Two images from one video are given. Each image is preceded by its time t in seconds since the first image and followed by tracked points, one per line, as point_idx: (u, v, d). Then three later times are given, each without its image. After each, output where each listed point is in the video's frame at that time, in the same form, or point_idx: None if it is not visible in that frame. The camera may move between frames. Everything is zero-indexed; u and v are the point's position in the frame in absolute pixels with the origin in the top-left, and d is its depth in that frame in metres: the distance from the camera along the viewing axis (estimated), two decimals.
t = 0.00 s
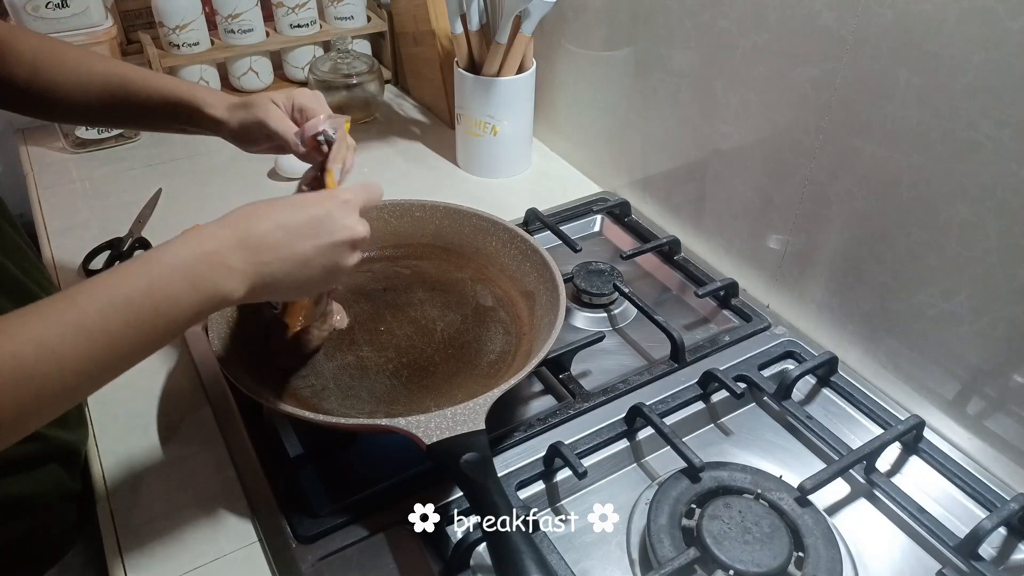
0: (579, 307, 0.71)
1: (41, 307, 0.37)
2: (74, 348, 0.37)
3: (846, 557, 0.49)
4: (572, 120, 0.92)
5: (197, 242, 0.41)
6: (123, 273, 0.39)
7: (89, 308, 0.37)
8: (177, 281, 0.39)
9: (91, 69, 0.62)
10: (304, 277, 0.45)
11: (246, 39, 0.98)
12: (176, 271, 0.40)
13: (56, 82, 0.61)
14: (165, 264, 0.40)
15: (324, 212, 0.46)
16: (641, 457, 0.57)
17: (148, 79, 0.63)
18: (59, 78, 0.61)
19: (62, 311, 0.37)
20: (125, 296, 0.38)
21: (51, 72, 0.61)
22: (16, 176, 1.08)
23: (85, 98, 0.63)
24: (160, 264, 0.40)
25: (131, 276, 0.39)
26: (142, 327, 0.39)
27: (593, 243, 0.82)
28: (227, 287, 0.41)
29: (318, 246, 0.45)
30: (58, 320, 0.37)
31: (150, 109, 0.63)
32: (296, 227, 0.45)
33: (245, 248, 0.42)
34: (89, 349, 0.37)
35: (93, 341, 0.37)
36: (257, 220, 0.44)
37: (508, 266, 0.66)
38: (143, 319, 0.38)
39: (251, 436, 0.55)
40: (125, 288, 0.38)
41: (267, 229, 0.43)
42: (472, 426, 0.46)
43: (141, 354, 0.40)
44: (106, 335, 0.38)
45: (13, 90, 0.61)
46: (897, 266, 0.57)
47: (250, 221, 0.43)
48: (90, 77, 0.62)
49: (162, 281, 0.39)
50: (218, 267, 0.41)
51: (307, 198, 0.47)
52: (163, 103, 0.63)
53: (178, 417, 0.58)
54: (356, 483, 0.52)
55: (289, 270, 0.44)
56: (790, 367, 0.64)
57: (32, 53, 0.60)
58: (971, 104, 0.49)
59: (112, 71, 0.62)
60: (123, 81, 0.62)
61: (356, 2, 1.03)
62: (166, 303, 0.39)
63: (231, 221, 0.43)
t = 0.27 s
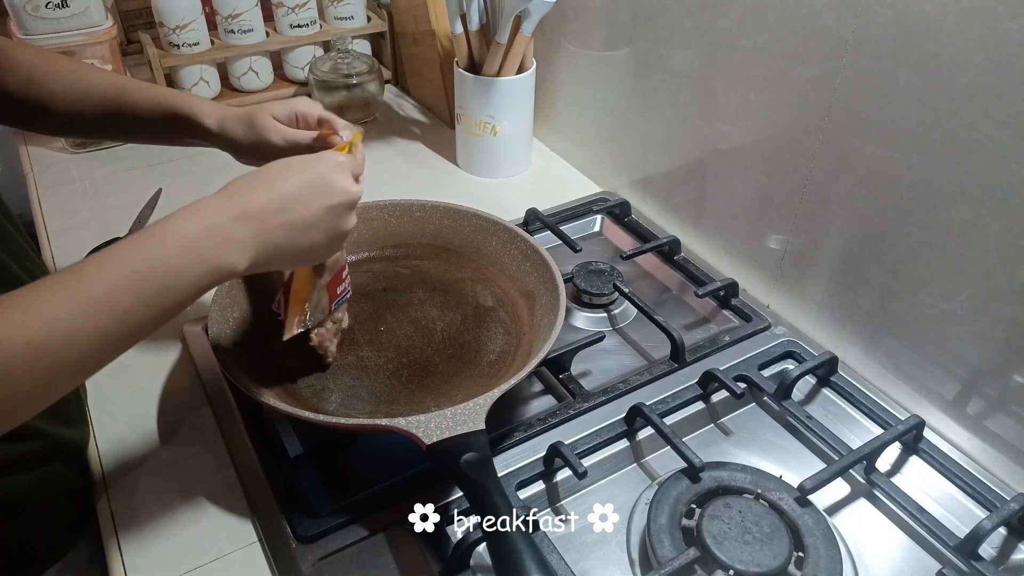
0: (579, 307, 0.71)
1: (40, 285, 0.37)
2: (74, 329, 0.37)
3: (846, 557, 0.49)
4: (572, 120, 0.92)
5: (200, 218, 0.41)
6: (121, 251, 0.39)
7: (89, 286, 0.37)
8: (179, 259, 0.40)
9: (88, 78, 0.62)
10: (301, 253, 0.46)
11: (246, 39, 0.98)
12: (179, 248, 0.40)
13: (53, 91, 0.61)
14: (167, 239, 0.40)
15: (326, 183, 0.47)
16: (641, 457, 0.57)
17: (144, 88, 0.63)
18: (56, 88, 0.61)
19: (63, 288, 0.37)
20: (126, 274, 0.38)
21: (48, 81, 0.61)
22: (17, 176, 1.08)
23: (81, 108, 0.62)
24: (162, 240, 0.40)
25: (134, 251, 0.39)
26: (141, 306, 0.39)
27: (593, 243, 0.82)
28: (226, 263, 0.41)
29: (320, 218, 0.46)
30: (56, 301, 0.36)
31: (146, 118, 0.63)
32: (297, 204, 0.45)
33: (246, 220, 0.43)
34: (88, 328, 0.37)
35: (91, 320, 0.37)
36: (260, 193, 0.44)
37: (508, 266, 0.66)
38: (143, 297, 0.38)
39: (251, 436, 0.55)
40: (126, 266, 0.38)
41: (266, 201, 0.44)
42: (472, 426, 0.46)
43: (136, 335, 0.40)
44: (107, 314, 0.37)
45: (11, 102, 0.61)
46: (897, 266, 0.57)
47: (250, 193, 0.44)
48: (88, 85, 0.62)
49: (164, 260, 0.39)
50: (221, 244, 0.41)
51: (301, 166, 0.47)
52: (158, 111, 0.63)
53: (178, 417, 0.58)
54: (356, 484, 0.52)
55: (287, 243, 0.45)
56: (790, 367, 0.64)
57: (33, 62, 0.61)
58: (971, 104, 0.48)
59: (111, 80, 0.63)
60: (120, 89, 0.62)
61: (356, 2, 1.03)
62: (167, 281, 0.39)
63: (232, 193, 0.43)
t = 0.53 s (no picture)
0: (579, 307, 0.71)
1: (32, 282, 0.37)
2: (76, 322, 0.36)
3: (846, 557, 0.49)
4: (571, 120, 0.92)
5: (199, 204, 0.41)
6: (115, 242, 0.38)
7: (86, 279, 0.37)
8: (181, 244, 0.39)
9: (93, 73, 0.62)
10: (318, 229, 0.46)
11: (246, 39, 0.98)
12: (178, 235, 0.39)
13: (60, 89, 0.61)
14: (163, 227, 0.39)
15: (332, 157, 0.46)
16: (641, 457, 0.57)
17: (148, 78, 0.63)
18: (62, 86, 0.61)
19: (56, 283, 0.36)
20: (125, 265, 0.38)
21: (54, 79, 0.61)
22: (16, 176, 1.08)
23: (90, 105, 0.62)
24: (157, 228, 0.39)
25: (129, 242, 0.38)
26: (150, 293, 0.38)
27: (593, 243, 0.82)
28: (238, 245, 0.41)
29: (335, 198, 0.45)
30: (56, 293, 0.36)
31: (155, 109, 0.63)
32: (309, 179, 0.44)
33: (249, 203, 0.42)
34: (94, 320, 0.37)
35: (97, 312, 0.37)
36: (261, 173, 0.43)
37: (508, 266, 0.66)
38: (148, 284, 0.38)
39: (251, 436, 0.55)
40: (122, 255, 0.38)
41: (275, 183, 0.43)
42: (472, 427, 0.46)
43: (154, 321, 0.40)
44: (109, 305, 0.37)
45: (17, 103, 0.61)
46: (897, 266, 0.57)
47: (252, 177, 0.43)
48: (94, 80, 0.62)
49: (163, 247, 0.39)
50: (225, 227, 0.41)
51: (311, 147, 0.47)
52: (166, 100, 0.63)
53: (178, 417, 0.58)
54: (356, 484, 0.52)
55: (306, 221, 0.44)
56: (790, 367, 0.64)
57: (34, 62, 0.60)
58: (971, 104, 0.49)
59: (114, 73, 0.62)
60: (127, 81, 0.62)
61: (356, 2, 1.03)
62: (173, 270, 0.39)
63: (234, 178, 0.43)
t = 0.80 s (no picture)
0: (579, 307, 0.71)
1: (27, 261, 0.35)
2: (106, 284, 0.35)
3: (846, 557, 0.49)
4: (571, 119, 0.92)
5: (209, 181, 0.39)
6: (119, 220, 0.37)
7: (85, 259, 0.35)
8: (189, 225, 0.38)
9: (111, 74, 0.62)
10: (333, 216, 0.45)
11: (246, 39, 0.98)
12: (186, 213, 0.38)
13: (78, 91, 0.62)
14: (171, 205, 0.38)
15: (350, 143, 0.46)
16: (641, 457, 0.57)
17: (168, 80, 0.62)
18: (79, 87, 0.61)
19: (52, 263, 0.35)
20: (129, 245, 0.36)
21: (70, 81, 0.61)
22: (16, 176, 1.08)
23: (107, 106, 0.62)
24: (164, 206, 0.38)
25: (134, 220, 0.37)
26: (153, 279, 0.36)
27: (593, 242, 0.82)
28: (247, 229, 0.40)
29: (358, 183, 0.45)
30: (90, 255, 0.35)
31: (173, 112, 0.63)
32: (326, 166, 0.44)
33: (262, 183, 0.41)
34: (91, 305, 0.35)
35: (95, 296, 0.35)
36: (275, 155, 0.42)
37: (508, 266, 0.66)
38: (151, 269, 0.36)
39: (251, 436, 0.55)
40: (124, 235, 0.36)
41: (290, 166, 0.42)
42: (472, 426, 0.46)
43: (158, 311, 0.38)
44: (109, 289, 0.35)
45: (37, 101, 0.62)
46: (897, 266, 0.57)
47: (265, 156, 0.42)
48: (111, 82, 0.62)
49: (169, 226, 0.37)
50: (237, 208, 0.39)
51: (327, 135, 0.46)
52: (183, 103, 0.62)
53: (178, 417, 0.58)
54: (356, 484, 0.52)
55: (322, 214, 0.43)
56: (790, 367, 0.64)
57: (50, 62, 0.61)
58: (970, 104, 0.49)
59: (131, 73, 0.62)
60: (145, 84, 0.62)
61: (356, 2, 1.03)
62: (195, 248, 0.38)
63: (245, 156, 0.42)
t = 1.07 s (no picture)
0: (579, 307, 0.71)
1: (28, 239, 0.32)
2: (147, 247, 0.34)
3: (846, 557, 0.49)
4: (571, 119, 0.92)
5: (236, 163, 0.38)
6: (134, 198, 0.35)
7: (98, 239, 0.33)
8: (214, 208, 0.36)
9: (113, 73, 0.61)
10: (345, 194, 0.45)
11: (246, 39, 0.98)
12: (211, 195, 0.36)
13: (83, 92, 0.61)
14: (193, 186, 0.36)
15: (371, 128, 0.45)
16: (641, 457, 0.57)
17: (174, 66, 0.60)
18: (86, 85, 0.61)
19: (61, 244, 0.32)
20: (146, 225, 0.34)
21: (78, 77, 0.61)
22: (16, 176, 1.08)
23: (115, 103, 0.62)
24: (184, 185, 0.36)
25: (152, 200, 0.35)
26: (176, 260, 0.35)
27: (593, 242, 0.82)
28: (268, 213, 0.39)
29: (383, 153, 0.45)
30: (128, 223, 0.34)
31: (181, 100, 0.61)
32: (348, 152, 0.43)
33: (286, 165, 0.39)
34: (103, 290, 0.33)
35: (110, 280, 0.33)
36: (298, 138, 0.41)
37: (508, 266, 0.66)
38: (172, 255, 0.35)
39: (251, 436, 0.55)
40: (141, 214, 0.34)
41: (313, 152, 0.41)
42: (472, 426, 0.46)
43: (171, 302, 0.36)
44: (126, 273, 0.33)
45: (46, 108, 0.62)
46: (896, 266, 0.57)
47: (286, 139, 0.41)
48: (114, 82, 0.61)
49: (191, 209, 0.35)
50: (262, 192, 0.38)
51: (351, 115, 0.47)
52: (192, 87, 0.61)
53: (178, 417, 0.58)
54: (356, 484, 0.52)
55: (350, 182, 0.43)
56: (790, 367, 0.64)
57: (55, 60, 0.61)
58: (970, 104, 0.49)
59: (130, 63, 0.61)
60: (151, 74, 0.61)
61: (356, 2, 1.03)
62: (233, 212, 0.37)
63: (264, 137, 0.41)
